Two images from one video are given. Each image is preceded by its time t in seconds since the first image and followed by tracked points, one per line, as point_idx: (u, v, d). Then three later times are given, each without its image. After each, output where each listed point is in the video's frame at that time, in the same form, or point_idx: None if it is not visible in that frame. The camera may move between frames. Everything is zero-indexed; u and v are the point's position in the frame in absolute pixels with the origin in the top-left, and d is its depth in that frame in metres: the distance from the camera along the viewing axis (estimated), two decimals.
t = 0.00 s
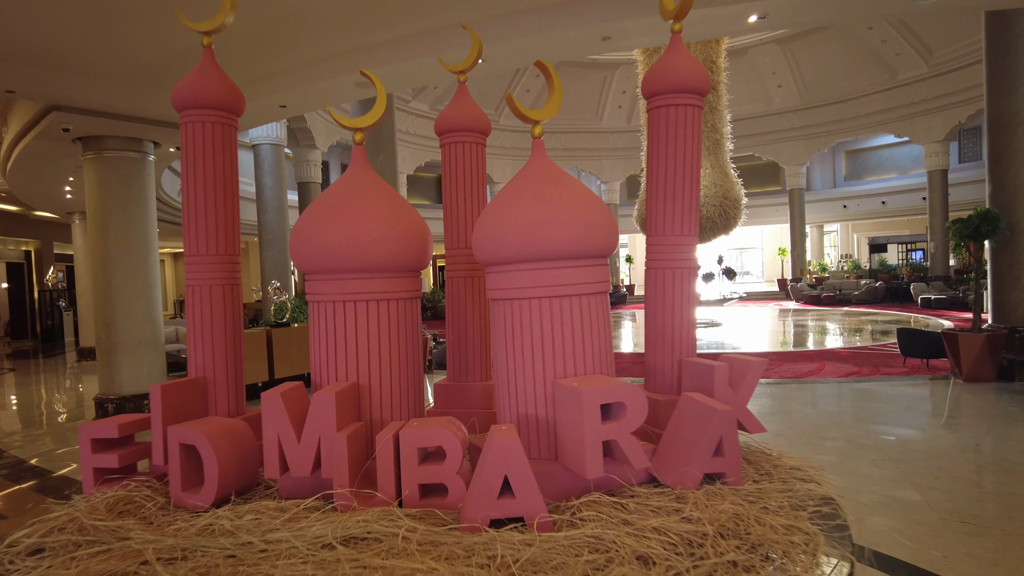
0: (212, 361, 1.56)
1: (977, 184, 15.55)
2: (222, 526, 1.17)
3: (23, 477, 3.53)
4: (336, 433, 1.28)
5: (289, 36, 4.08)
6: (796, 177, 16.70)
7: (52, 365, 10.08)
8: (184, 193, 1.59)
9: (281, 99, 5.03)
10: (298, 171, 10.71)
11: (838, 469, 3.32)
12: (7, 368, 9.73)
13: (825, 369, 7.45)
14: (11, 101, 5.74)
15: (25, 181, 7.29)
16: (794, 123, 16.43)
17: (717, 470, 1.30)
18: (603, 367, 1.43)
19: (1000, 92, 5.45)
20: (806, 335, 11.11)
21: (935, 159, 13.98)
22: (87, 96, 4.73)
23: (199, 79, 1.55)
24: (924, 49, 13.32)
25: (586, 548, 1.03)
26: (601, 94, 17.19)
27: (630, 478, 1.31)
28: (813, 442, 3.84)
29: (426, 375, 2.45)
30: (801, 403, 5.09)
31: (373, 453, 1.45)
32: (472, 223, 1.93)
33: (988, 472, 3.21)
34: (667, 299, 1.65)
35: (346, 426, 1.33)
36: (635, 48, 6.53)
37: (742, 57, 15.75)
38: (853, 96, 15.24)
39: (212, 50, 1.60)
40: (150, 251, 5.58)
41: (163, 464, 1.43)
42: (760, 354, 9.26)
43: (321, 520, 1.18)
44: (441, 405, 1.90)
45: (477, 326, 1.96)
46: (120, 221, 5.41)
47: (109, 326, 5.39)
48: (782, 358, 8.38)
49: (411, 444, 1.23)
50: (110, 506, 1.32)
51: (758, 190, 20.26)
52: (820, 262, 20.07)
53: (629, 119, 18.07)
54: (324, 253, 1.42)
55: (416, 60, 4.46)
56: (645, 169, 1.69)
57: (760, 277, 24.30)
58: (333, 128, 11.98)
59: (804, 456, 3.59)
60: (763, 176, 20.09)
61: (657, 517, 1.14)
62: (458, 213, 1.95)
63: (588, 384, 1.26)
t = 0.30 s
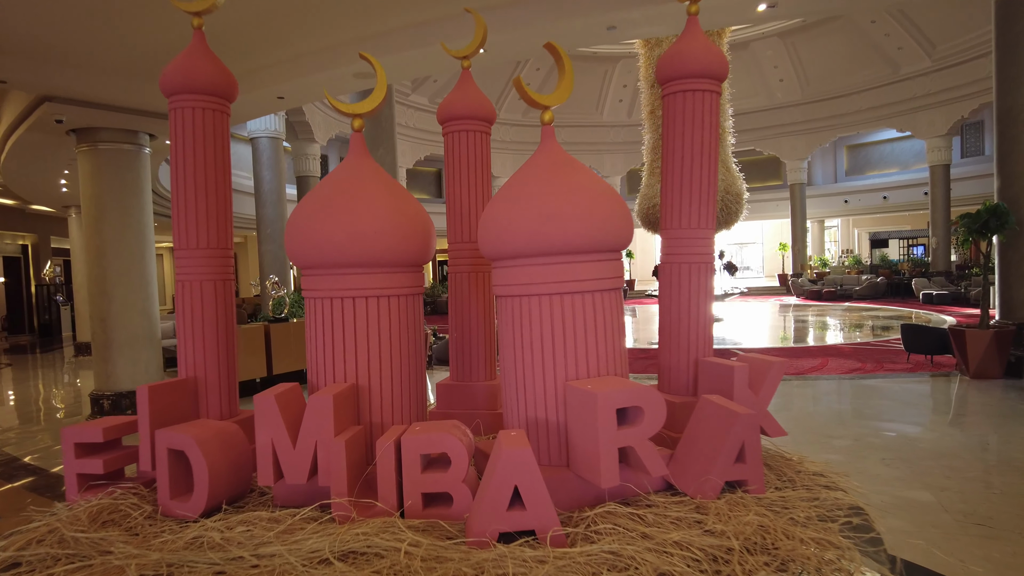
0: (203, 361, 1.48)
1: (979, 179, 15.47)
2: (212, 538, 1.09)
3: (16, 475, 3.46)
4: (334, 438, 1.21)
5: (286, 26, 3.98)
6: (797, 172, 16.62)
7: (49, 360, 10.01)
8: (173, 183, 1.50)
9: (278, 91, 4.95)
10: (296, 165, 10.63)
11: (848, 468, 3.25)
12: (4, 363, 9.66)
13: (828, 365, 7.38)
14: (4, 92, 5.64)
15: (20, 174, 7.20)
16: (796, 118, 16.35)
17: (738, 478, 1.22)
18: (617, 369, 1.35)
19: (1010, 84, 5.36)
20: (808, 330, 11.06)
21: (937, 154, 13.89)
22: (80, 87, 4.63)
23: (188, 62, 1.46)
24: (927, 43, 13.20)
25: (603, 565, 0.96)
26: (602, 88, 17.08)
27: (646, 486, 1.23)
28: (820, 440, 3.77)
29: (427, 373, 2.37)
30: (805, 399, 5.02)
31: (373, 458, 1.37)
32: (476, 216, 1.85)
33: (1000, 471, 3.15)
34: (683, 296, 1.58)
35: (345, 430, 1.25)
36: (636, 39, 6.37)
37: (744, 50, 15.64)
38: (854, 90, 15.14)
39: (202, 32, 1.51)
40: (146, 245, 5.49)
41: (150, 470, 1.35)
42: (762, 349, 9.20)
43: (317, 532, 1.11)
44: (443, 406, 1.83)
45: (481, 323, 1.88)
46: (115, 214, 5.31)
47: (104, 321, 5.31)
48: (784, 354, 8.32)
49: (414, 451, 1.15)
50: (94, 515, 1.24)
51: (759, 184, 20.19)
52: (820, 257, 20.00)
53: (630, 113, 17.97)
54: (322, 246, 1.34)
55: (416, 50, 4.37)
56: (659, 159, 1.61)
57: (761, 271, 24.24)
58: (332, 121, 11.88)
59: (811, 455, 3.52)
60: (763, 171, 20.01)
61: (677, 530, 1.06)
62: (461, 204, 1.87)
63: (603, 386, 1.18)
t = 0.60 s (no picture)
0: (187, 358, 1.41)
1: (981, 173, 15.39)
2: (189, 549, 1.02)
3: (6, 474, 3.39)
4: (322, 441, 1.14)
5: (280, 15, 3.89)
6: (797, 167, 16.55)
7: (46, 356, 9.94)
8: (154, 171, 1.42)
9: (273, 82, 4.86)
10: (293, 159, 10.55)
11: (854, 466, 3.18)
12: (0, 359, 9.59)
13: (830, 361, 7.32)
14: None
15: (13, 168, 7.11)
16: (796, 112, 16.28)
17: (752, 483, 1.15)
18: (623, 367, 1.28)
19: (1017, 76, 5.28)
20: (808, 325, 11.01)
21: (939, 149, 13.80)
22: (71, 78, 4.54)
23: (169, 42, 1.38)
24: (928, 36, 13.09)
25: None
26: (602, 82, 16.98)
27: (653, 491, 1.16)
28: (824, 438, 3.71)
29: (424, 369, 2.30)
30: (808, 395, 4.96)
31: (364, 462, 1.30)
32: (475, 207, 1.77)
33: (1008, 468, 3.09)
34: (691, 288, 1.50)
35: (334, 433, 1.18)
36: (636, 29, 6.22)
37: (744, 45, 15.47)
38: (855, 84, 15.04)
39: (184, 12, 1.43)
40: (140, 239, 5.40)
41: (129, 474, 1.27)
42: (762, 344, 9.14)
43: (303, 543, 1.04)
44: (441, 405, 1.75)
45: (480, 318, 1.80)
46: (108, 208, 5.23)
47: (98, 316, 5.23)
48: (785, 350, 8.26)
49: (407, 455, 1.08)
50: (67, 523, 1.17)
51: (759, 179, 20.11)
52: (820, 252, 19.96)
53: (630, 108, 17.88)
54: (310, 237, 1.26)
55: (412, 39, 4.29)
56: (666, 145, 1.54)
57: (760, 267, 24.19)
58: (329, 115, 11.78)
59: (816, 452, 3.46)
60: (763, 166, 19.93)
61: (689, 540, 0.99)
62: (458, 195, 1.79)
63: (609, 387, 1.11)
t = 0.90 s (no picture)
0: (150, 355, 1.32)
1: (982, 165, 15.29)
2: (138, 565, 0.94)
3: None
4: (288, 446, 1.05)
5: (268, 3, 3.79)
6: (797, 160, 16.46)
7: (40, 352, 9.86)
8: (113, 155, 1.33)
9: (262, 73, 4.77)
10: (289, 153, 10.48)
11: (856, 464, 3.10)
12: None
13: (830, 355, 7.25)
14: None
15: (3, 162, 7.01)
16: (796, 105, 16.16)
17: (750, 489, 1.06)
18: (614, 365, 1.19)
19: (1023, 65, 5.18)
20: (808, 319, 10.93)
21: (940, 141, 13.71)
22: (56, 70, 4.44)
23: (128, 16, 1.28)
24: (930, 27, 12.96)
25: None
26: (600, 75, 16.86)
27: (645, 497, 1.08)
28: (825, 434, 3.63)
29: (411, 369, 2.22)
30: (808, 390, 4.88)
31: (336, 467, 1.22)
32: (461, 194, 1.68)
33: (1014, 465, 3.00)
34: (687, 281, 1.42)
35: (302, 436, 1.10)
36: (633, 18, 6.09)
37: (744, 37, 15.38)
38: (856, 76, 14.91)
39: None
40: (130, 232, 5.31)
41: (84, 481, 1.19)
42: (761, 338, 9.08)
43: (263, 556, 0.96)
44: (425, 403, 1.66)
45: (466, 312, 1.72)
46: (97, 200, 5.13)
47: (88, 312, 5.13)
48: (785, 344, 8.18)
49: (377, 460, 1.00)
50: (14, 535, 1.09)
51: (758, 172, 20.01)
52: (820, 245, 19.87)
53: (629, 100, 17.77)
54: (278, 226, 1.17)
55: (402, 27, 4.19)
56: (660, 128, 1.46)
57: (760, 260, 24.12)
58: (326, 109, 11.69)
59: (818, 449, 3.39)
60: (764, 159, 19.80)
61: (682, 554, 0.91)
62: (442, 182, 1.70)
63: (597, 386, 1.02)
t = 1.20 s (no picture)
0: (102, 358, 1.24)
1: (985, 155, 15.16)
2: None
3: None
4: (238, 458, 0.97)
5: None
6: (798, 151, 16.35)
7: (35, 347, 9.78)
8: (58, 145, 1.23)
9: (250, 62, 4.66)
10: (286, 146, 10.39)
11: (856, 461, 3.01)
12: None
13: (831, 348, 7.17)
14: None
15: None
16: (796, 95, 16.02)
17: (743, 503, 0.98)
18: (597, 366, 1.11)
19: None
20: (808, 311, 10.84)
21: (942, 132, 13.59)
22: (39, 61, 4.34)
23: None
24: (932, 16, 12.80)
25: None
26: (600, 66, 16.74)
27: (628, 511, 1.00)
28: (824, 430, 3.54)
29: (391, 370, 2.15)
30: (808, 384, 4.80)
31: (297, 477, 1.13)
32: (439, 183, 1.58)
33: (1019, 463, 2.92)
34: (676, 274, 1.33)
35: (255, 447, 1.01)
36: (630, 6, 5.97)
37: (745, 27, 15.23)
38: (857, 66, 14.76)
39: None
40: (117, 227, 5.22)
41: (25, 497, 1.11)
42: (761, 331, 9.00)
43: None
44: (403, 406, 1.58)
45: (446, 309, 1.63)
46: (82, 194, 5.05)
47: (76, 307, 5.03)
48: (785, 337, 8.09)
49: (334, 475, 0.92)
50: None
51: (759, 164, 19.89)
52: (821, 237, 19.77)
53: (629, 92, 17.65)
54: (231, 219, 1.09)
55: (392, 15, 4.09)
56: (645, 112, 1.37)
57: (761, 252, 24.03)
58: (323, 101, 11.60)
59: (818, 445, 3.30)
60: (765, 150, 19.66)
61: None
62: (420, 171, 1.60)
63: (574, 393, 0.93)
